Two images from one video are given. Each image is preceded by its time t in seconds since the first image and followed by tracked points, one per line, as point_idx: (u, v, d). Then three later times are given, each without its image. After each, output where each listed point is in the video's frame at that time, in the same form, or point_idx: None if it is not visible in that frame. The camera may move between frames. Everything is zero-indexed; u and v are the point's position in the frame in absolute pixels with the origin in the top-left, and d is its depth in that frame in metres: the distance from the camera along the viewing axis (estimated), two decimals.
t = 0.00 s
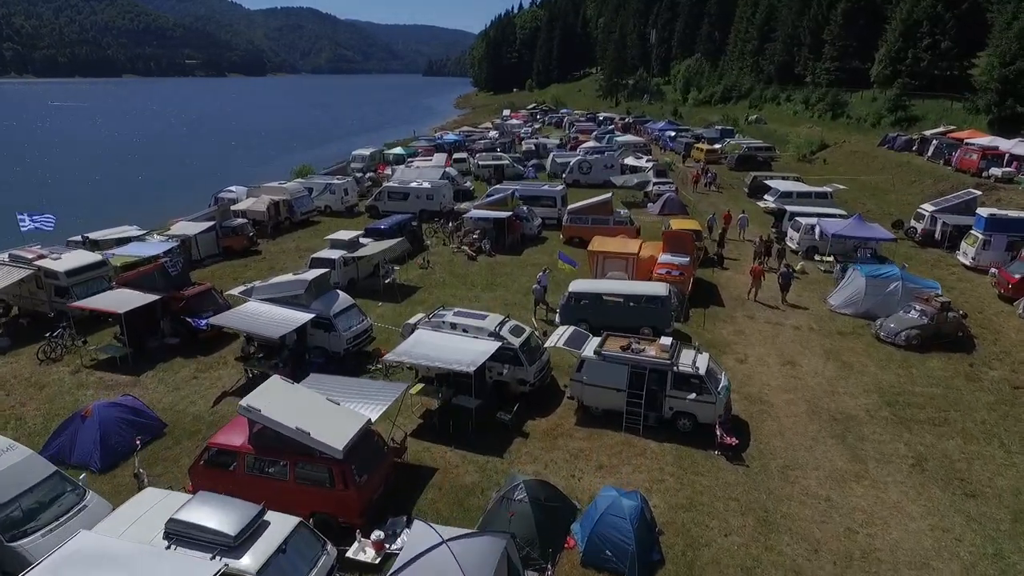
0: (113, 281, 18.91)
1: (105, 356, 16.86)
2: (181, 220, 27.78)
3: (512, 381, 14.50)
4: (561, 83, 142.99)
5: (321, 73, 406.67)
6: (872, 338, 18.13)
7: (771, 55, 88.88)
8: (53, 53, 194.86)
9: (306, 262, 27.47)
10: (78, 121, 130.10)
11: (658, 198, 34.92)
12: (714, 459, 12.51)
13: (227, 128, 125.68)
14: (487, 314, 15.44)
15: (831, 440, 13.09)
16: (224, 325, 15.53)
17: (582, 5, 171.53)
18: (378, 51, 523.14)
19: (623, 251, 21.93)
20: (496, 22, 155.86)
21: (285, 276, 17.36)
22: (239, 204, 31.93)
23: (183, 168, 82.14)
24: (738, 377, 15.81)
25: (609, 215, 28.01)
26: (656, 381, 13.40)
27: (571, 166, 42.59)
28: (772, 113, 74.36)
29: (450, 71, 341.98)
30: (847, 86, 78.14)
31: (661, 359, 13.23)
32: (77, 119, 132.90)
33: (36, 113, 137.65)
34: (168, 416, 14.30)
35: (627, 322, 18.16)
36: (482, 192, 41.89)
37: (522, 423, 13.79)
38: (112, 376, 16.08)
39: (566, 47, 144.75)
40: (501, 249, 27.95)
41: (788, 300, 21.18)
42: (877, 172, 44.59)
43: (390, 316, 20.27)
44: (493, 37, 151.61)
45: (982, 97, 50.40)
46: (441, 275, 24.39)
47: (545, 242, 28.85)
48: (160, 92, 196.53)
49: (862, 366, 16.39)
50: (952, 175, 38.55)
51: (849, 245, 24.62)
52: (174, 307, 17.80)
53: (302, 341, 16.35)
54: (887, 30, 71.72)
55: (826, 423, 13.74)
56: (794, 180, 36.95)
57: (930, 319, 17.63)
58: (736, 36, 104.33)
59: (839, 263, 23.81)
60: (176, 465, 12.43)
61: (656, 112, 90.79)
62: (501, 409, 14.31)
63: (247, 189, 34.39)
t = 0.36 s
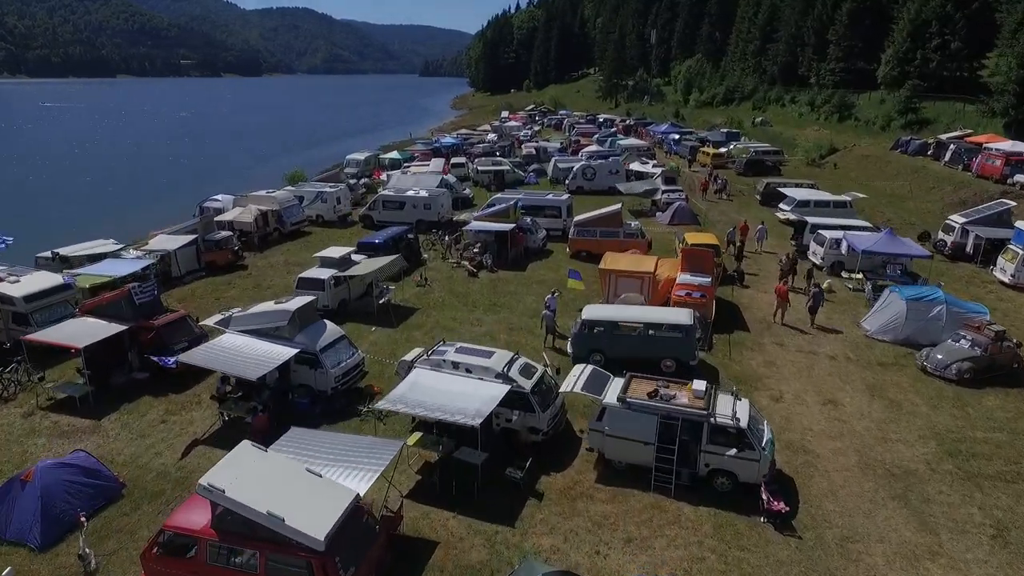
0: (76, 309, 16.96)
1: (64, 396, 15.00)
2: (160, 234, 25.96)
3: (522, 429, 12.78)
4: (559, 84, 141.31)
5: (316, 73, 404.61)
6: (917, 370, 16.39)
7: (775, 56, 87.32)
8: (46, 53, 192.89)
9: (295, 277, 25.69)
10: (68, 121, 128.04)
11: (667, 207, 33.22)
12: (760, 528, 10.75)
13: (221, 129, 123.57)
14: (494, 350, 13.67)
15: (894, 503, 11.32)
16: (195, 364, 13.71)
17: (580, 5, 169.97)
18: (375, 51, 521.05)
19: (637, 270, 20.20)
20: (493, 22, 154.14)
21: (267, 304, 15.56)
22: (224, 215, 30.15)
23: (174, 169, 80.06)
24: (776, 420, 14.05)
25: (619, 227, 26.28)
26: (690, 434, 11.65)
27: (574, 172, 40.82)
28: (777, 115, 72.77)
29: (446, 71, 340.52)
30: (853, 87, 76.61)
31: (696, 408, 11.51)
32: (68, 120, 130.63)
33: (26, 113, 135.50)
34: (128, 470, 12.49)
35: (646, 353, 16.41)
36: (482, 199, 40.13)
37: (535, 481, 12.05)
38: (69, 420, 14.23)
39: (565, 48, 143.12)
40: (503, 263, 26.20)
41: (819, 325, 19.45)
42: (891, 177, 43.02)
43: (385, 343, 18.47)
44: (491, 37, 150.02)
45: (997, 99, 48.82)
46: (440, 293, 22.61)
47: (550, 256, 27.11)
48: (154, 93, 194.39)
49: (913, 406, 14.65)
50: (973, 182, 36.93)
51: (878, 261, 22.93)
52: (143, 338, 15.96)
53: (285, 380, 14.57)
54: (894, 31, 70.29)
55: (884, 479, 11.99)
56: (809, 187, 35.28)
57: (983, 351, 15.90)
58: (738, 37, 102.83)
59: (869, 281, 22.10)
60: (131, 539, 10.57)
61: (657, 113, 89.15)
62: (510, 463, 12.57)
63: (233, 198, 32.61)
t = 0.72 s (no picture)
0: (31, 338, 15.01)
1: (13, 444, 13.20)
2: (138, 248, 24.23)
3: (538, 489, 11.07)
4: (557, 84, 139.70)
5: (312, 72, 402.48)
6: (974, 409, 14.69)
7: (778, 56, 85.80)
8: (40, 53, 191.34)
9: (282, 294, 23.93)
10: (59, 121, 125.96)
11: (678, 216, 31.54)
12: None
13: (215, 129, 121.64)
14: (504, 396, 11.89)
15: None
16: (159, 412, 11.89)
17: (578, 5, 168.40)
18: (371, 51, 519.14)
19: (656, 291, 18.46)
20: (491, 22, 152.41)
21: (245, 337, 13.74)
22: (209, 225, 28.42)
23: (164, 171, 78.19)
24: (826, 472, 12.31)
25: (630, 240, 24.62)
26: (737, 504, 9.92)
27: (579, 177, 39.08)
28: (782, 116, 71.22)
29: (444, 71, 338.75)
30: (860, 88, 75.08)
31: (745, 472, 9.78)
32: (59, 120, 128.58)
33: (16, 113, 133.46)
34: (79, 538, 10.72)
35: (672, 389, 14.66)
36: (483, 206, 38.40)
37: (555, 555, 10.32)
38: (17, 473, 12.43)
39: (563, 48, 141.50)
40: (507, 279, 24.51)
41: (855, 351, 17.77)
42: (907, 183, 41.42)
43: (380, 374, 16.71)
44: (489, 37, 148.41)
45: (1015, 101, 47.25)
46: (440, 314, 20.85)
47: (557, 271, 25.40)
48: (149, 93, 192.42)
49: (978, 454, 12.93)
50: (996, 189, 35.32)
51: (913, 278, 21.29)
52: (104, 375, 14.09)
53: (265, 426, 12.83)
54: (902, 31, 68.78)
55: (960, 551, 10.29)
56: (826, 195, 33.65)
57: None
58: (739, 37, 101.32)
59: (904, 301, 20.45)
60: None
61: (658, 115, 87.52)
62: (524, 530, 10.86)
63: (220, 207, 30.86)
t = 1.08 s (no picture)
0: None
1: None
2: (115, 262, 22.47)
3: (561, 569, 9.33)
4: (557, 85, 138.11)
5: (310, 73, 400.69)
6: None
7: (783, 56, 84.22)
8: (35, 53, 189.80)
9: (270, 313, 22.20)
10: (52, 121, 124.29)
11: (692, 225, 29.90)
12: None
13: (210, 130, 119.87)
14: (521, 452, 10.16)
15: None
16: (116, 473, 10.10)
17: (578, 5, 166.82)
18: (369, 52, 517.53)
19: (680, 314, 16.91)
20: (489, 22, 150.89)
21: (221, 376, 11.96)
22: (194, 236, 26.74)
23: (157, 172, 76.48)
24: (894, 538, 10.57)
25: (645, 253, 22.94)
26: None
27: (585, 183, 37.36)
28: (788, 118, 69.64)
29: (442, 70, 336.50)
30: (867, 89, 73.50)
31: (817, 558, 8.10)
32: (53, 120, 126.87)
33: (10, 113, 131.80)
34: None
35: (706, 432, 12.96)
36: (486, 213, 36.66)
37: None
38: None
39: (563, 48, 139.91)
40: (513, 295, 22.80)
41: (902, 381, 16.09)
42: (926, 188, 39.76)
43: (375, 410, 14.93)
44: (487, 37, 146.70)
45: None
46: (441, 336, 19.13)
47: (566, 285, 23.69)
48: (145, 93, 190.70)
49: None
50: None
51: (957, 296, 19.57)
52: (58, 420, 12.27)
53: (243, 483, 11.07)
54: (911, 31, 67.18)
55: None
56: (846, 202, 32.01)
57: None
58: (742, 37, 99.73)
59: (950, 322, 18.75)
60: None
61: (661, 116, 85.95)
62: None
63: (207, 215, 29.20)
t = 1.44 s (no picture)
0: None
1: None
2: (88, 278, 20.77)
3: None
4: (556, 85, 136.52)
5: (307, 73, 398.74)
6: None
7: (788, 56, 82.61)
8: (30, 53, 187.97)
9: (256, 332, 20.48)
10: (45, 122, 122.44)
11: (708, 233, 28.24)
12: None
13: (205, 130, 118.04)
14: (545, 528, 8.39)
15: None
16: (56, 556, 8.31)
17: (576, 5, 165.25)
18: (366, 52, 515.61)
19: (709, 340, 15.18)
20: (487, 22, 149.26)
21: (190, 426, 10.19)
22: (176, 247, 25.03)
23: (149, 173, 74.73)
24: None
25: (662, 266, 21.22)
26: None
27: (591, 187, 35.63)
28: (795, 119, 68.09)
29: (439, 71, 334.99)
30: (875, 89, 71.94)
31: None
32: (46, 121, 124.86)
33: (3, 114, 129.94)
34: None
35: (752, 484, 11.22)
36: (488, 219, 34.94)
37: None
38: None
39: (562, 48, 138.33)
40: (521, 312, 21.08)
41: (961, 416, 14.39)
42: (947, 192, 38.10)
43: (369, 453, 13.16)
44: (485, 37, 145.13)
45: None
46: (444, 361, 17.39)
47: (577, 300, 21.98)
48: (140, 93, 188.76)
49: None
50: None
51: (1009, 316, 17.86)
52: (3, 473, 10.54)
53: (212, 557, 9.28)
54: (921, 29, 65.57)
55: None
56: (868, 209, 30.35)
57: None
58: (745, 37, 98.22)
59: (1003, 345, 17.04)
60: None
61: (664, 116, 84.33)
62: None
63: (191, 222, 27.46)
